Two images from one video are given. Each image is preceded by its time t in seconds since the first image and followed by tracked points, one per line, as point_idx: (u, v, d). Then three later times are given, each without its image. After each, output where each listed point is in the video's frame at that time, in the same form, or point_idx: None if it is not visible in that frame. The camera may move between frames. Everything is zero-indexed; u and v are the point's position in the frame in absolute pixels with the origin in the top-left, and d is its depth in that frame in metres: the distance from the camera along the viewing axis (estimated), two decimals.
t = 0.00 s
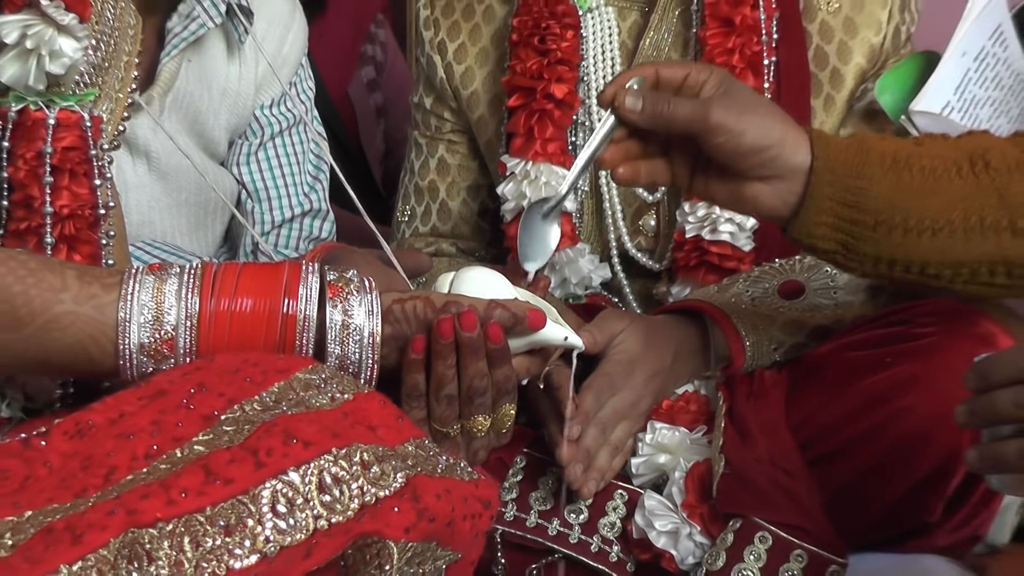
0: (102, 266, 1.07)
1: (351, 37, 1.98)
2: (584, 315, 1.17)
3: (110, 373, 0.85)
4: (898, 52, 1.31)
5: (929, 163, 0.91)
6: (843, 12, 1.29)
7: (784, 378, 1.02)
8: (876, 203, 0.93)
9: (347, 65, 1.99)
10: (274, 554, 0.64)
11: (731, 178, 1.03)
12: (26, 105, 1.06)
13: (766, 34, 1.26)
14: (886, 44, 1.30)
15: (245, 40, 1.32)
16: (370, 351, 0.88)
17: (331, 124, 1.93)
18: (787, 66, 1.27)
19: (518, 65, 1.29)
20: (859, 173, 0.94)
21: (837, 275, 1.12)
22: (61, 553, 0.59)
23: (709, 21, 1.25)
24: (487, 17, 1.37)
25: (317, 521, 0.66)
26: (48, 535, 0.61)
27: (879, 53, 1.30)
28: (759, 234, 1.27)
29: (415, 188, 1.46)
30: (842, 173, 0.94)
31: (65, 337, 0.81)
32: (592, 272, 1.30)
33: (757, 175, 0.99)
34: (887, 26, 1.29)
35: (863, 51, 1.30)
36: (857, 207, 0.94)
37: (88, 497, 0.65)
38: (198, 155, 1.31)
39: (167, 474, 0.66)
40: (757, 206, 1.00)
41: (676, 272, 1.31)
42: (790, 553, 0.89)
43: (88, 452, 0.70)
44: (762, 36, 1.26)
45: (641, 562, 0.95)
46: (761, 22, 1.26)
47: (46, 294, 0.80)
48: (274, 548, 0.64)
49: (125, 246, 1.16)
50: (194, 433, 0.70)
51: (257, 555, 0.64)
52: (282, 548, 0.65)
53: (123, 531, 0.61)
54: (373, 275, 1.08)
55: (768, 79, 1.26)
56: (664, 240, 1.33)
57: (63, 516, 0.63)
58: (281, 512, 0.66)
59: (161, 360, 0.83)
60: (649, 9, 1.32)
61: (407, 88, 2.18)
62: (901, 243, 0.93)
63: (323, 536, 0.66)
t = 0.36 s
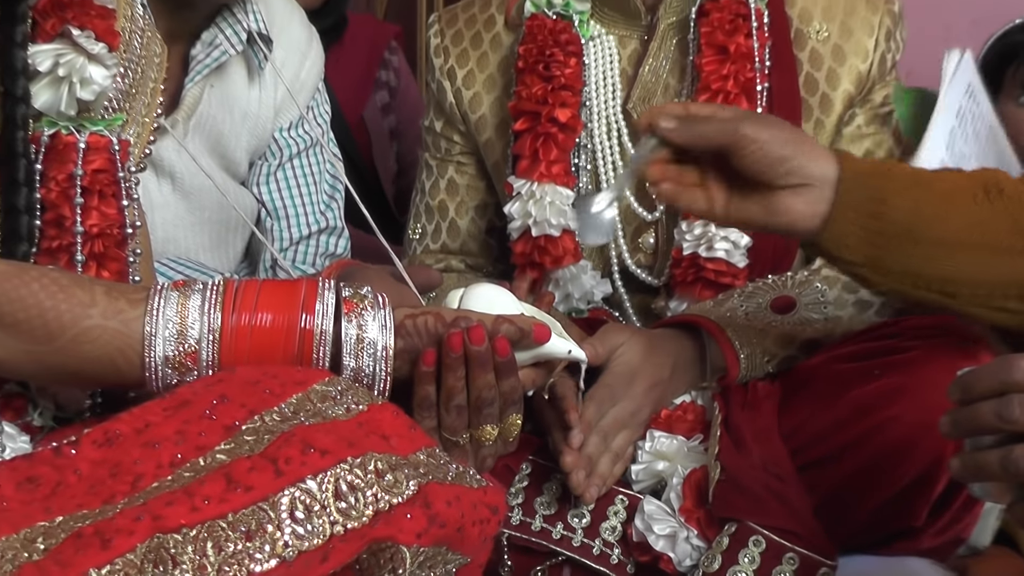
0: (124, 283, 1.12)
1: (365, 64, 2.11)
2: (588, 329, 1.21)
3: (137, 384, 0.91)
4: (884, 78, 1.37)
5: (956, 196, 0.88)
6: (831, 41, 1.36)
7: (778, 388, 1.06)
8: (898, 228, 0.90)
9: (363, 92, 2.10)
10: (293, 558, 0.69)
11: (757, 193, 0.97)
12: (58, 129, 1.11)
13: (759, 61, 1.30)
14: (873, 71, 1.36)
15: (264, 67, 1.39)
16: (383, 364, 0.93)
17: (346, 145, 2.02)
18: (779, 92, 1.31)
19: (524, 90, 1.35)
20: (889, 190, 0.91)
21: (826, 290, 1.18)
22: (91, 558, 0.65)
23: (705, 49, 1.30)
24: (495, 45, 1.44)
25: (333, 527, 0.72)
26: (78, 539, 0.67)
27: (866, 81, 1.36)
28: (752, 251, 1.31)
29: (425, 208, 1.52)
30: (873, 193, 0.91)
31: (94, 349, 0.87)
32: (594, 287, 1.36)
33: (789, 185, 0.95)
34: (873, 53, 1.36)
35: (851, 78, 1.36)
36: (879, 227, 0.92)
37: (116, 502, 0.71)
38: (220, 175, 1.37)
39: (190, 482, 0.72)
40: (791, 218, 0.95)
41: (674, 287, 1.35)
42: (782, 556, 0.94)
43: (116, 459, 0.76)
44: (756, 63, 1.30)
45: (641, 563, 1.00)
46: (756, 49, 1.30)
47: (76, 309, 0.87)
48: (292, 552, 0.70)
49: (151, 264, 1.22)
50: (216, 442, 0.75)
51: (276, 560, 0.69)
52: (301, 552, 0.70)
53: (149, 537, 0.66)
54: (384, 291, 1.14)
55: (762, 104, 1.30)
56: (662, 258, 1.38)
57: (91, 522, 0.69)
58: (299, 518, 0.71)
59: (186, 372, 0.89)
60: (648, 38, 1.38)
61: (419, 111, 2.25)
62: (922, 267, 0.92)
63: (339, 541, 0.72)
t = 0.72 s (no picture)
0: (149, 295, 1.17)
1: (379, 84, 2.18)
2: (592, 338, 1.27)
3: (164, 390, 0.96)
4: (874, 100, 1.38)
5: None
6: (823, 64, 1.38)
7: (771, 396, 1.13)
8: None
9: (376, 110, 2.17)
10: (312, 557, 0.75)
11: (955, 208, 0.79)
12: (91, 148, 1.18)
13: (755, 83, 1.34)
14: (864, 93, 1.37)
15: (286, 89, 1.46)
16: (398, 371, 0.99)
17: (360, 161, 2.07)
18: (774, 113, 1.34)
19: (531, 110, 1.41)
20: None
21: (820, 301, 1.22)
22: (121, 556, 0.71)
23: (703, 71, 1.34)
24: (503, 67, 1.50)
25: (351, 527, 0.77)
26: (109, 539, 0.73)
27: (858, 102, 1.37)
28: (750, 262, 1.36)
29: (437, 222, 1.57)
30: None
31: (124, 357, 0.93)
32: (597, 298, 1.41)
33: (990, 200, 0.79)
34: (864, 76, 1.37)
35: (842, 100, 1.37)
36: None
37: (143, 502, 0.77)
38: (243, 192, 1.43)
39: (215, 484, 0.78)
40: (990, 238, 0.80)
41: (674, 298, 1.40)
42: (778, 555, 1.00)
43: (144, 463, 0.82)
44: (752, 84, 1.34)
45: (642, 562, 1.06)
46: (751, 72, 1.34)
47: (107, 320, 0.92)
48: (312, 551, 0.75)
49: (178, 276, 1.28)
50: (238, 447, 0.81)
51: (296, 558, 0.74)
52: (320, 552, 0.75)
53: (176, 537, 0.72)
54: (398, 303, 1.19)
55: (756, 125, 1.34)
56: (663, 270, 1.43)
57: (121, 521, 0.75)
58: (318, 519, 0.76)
59: (210, 379, 0.94)
60: (650, 60, 1.42)
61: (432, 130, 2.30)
62: None
63: (356, 541, 0.77)
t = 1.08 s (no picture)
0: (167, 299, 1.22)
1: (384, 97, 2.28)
2: (587, 340, 1.32)
3: (182, 390, 1.02)
4: (857, 113, 1.44)
5: None
6: (809, 79, 1.43)
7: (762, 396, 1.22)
8: None
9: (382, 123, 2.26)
10: (322, 550, 0.80)
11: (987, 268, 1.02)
12: (112, 159, 1.24)
13: (744, 96, 1.40)
14: (847, 106, 1.43)
15: (297, 104, 1.53)
16: (404, 373, 1.05)
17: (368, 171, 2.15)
18: (762, 125, 1.40)
19: (531, 123, 1.47)
20: None
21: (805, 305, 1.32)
22: (140, 550, 0.76)
23: (694, 85, 1.40)
24: (504, 82, 1.57)
25: (360, 522, 0.83)
26: (129, 533, 0.78)
27: (841, 115, 1.43)
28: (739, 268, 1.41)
29: (441, 229, 1.62)
30: None
31: (143, 358, 0.98)
32: (593, 302, 1.46)
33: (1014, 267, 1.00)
34: (847, 90, 1.42)
35: (826, 112, 1.42)
36: None
37: (162, 498, 0.83)
38: (256, 202, 1.49)
39: (230, 480, 0.83)
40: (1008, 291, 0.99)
41: (667, 301, 1.45)
42: (766, 546, 1.08)
43: (163, 460, 0.88)
44: (741, 98, 1.40)
45: (636, 553, 1.13)
46: (740, 85, 1.40)
47: (127, 323, 0.98)
48: (322, 544, 0.80)
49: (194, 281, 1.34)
50: (252, 445, 0.87)
51: (307, 551, 0.80)
52: (330, 544, 0.81)
53: (192, 531, 0.78)
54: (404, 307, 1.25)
55: (746, 135, 1.40)
56: (657, 274, 1.48)
57: (141, 516, 0.81)
58: (328, 514, 0.82)
59: (225, 380, 1.00)
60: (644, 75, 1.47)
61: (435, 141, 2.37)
62: None
63: (364, 535, 0.83)
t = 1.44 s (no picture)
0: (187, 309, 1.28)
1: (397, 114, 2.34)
2: (588, 346, 1.37)
3: (201, 397, 1.08)
4: (844, 128, 1.50)
5: None
6: (798, 96, 1.50)
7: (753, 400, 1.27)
8: None
9: (392, 140, 2.32)
10: (336, 549, 0.86)
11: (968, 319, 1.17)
12: (136, 174, 1.30)
13: (737, 112, 1.45)
14: (834, 122, 1.48)
15: (310, 122, 1.59)
16: (414, 379, 1.10)
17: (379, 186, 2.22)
18: (752, 139, 1.45)
19: (533, 139, 1.53)
20: None
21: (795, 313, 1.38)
22: (163, 549, 0.81)
23: (689, 103, 1.45)
24: (507, 100, 1.63)
25: (372, 521, 0.88)
26: (152, 533, 0.84)
27: (829, 130, 1.49)
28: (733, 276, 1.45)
29: (447, 241, 1.69)
30: None
31: (165, 366, 1.04)
32: (593, 310, 1.51)
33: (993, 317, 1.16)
34: (835, 106, 1.48)
35: (815, 128, 1.48)
36: None
37: (183, 500, 0.88)
38: (271, 215, 1.56)
39: (247, 483, 0.89)
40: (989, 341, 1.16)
41: (664, 309, 1.50)
42: (758, 544, 1.13)
43: (185, 463, 0.93)
44: (733, 114, 1.44)
45: (635, 550, 1.19)
46: (733, 102, 1.45)
47: (150, 332, 1.04)
48: (336, 544, 0.86)
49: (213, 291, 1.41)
50: (269, 449, 0.92)
51: (322, 550, 0.85)
52: (344, 544, 0.87)
53: (212, 531, 0.83)
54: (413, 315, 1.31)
55: (739, 149, 1.45)
56: (654, 283, 1.53)
57: (163, 517, 0.86)
58: (342, 514, 0.87)
59: (243, 387, 1.06)
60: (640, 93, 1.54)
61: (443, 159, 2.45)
62: None
63: (376, 535, 0.89)
